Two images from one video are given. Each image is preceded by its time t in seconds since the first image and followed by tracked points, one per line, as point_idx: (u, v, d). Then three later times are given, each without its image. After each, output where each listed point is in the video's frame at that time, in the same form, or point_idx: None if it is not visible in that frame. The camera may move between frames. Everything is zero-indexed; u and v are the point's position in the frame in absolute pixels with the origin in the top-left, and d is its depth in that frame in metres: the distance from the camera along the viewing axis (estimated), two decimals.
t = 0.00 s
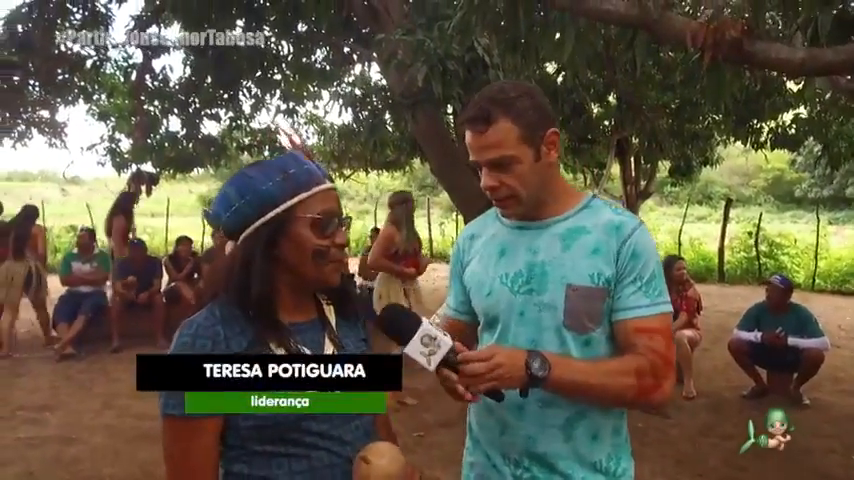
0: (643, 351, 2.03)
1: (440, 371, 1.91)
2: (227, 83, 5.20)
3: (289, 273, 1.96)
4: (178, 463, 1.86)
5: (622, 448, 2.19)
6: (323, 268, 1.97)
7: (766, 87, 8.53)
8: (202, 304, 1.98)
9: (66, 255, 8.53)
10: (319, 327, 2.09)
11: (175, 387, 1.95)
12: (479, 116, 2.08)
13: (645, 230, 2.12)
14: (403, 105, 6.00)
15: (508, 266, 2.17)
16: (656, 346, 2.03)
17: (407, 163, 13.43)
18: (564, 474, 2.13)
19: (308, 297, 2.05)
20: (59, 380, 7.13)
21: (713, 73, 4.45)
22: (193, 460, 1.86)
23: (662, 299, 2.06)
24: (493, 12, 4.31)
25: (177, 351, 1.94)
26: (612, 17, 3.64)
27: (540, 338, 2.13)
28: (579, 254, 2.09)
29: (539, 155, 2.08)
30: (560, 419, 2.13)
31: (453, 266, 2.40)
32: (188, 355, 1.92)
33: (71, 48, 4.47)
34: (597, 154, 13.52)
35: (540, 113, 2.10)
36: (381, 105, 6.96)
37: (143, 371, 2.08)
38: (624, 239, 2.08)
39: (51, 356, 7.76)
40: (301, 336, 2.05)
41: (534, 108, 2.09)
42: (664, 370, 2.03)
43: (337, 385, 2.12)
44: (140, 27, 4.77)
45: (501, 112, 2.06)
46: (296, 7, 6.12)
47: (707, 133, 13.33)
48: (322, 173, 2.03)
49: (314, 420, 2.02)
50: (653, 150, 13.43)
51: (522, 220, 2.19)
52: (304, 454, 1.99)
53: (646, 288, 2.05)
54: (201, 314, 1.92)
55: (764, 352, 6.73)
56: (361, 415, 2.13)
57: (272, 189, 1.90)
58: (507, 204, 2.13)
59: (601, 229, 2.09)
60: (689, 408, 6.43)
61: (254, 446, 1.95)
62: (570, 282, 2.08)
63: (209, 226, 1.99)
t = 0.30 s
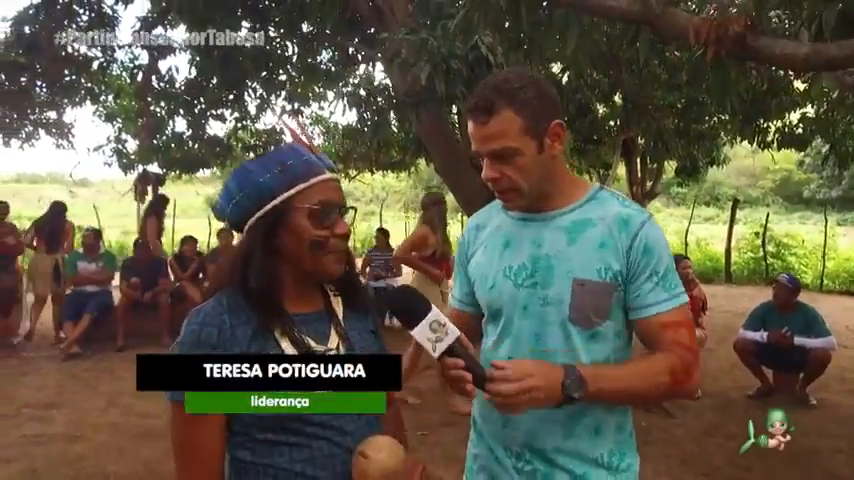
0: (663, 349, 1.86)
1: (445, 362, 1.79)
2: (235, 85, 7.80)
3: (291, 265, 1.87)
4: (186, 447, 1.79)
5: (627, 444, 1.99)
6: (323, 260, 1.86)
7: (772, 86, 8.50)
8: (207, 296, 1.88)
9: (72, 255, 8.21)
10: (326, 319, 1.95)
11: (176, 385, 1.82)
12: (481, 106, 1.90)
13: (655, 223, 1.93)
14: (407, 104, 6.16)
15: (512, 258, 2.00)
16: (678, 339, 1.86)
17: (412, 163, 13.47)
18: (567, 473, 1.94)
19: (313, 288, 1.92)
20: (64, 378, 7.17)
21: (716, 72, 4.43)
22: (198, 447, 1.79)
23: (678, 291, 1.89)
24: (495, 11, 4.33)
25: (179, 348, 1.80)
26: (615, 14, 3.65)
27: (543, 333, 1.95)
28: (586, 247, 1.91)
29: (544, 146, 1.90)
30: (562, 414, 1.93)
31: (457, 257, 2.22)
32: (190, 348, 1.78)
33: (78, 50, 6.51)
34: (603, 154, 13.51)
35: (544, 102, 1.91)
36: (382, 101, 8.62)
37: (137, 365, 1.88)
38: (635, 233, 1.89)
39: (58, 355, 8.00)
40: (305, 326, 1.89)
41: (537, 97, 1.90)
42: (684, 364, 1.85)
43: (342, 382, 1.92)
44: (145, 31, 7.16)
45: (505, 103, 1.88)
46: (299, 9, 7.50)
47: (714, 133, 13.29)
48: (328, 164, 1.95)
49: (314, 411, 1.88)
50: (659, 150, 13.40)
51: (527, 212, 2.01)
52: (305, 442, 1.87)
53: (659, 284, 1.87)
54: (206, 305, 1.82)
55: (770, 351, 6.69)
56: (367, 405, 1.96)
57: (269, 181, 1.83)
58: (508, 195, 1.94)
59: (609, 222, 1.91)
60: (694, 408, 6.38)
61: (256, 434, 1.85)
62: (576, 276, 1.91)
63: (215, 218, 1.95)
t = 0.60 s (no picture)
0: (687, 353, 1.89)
1: (438, 352, 1.83)
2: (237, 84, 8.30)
3: (300, 260, 1.85)
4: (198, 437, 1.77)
5: (629, 438, 1.92)
6: (327, 250, 1.83)
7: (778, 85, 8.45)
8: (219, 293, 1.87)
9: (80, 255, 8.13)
10: (337, 314, 1.88)
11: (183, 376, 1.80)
12: (496, 79, 1.90)
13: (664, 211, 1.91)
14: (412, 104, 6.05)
15: (517, 248, 1.94)
16: (694, 331, 1.89)
17: (417, 163, 13.49)
18: (568, 464, 1.89)
19: (324, 278, 1.89)
20: (70, 375, 7.22)
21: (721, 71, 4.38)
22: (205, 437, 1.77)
23: (690, 280, 1.90)
24: (498, 9, 4.33)
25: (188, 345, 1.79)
26: (618, 11, 3.65)
27: (548, 324, 1.88)
28: (594, 238, 1.87)
29: (549, 132, 1.87)
30: (564, 405, 1.88)
31: (459, 249, 2.15)
32: (201, 339, 1.75)
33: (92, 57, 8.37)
34: (609, 154, 13.49)
35: (559, 86, 1.90)
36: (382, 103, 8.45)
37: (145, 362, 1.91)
38: (647, 224, 1.86)
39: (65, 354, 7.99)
40: (315, 320, 1.85)
41: (551, 80, 1.89)
42: (698, 349, 1.89)
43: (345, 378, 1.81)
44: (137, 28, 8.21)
45: (518, 76, 1.89)
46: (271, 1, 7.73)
47: (721, 133, 13.23)
48: (334, 159, 1.94)
49: (317, 400, 1.80)
50: (665, 150, 13.36)
51: (530, 201, 1.96)
52: (307, 428, 1.80)
53: (672, 273, 1.87)
54: (218, 299, 1.82)
55: (776, 351, 6.65)
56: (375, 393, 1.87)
57: (268, 179, 1.81)
58: (509, 176, 1.90)
59: (618, 211, 1.88)
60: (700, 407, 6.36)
61: (263, 420, 1.80)
62: (585, 266, 1.86)
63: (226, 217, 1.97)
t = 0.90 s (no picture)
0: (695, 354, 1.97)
1: (441, 341, 1.83)
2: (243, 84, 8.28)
3: (296, 249, 1.85)
4: (204, 419, 1.80)
5: (631, 427, 1.95)
6: (318, 240, 1.83)
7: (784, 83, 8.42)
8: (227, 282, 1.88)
9: (87, 252, 8.22)
10: (341, 301, 1.87)
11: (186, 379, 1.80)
12: (505, 69, 1.94)
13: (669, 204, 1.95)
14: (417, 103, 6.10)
15: (520, 237, 1.95)
16: (695, 326, 1.95)
17: (422, 162, 13.49)
18: (569, 452, 1.90)
19: (329, 266, 1.89)
20: (78, 373, 7.26)
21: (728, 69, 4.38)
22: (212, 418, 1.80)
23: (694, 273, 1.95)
24: (504, 7, 4.32)
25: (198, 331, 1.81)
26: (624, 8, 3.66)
27: (551, 312, 1.89)
28: (596, 228, 1.89)
29: (558, 122, 1.92)
30: (566, 393, 1.89)
31: (462, 240, 2.17)
32: (209, 320, 1.76)
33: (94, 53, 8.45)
34: (614, 154, 13.51)
35: (568, 79, 1.95)
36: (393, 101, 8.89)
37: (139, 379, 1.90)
38: (651, 215, 1.89)
39: (72, 351, 8.03)
40: (319, 307, 1.83)
41: (561, 72, 1.94)
42: (697, 347, 1.97)
43: (347, 359, 1.80)
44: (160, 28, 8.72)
45: (529, 66, 1.93)
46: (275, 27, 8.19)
47: (727, 133, 13.19)
48: (335, 151, 1.94)
49: (320, 383, 1.78)
50: (671, 150, 13.33)
51: (535, 192, 1.98)
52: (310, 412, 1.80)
53: (675, 264, 1.90)
54: (225, 286, 1.82)
55: (783, 350, 6.63)
56: (380, 377, 1.87)
57: (262, 176, 1.85)
58: (516, 165, 1.94)
59: (622, 202, 1.90)
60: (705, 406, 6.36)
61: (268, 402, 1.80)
62: (588, 256, 1.88)
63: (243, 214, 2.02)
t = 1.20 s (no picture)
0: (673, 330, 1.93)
1: (437, 329, 1.85)
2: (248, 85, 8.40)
3: (289, 240, 1.86)
4: (196, 402, 1.78)
5: (627, 411, 1.94)
6: (309, 233, 1.82)
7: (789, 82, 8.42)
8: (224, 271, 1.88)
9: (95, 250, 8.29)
10: (337, 289, 1.88)
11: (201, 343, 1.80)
12: (499, 64, 1.94)
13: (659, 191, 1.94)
14: (422, 101, 6.15)
15: (514, 229, 1.96)
16: (683, 310, 1.93)
17: (427, 161, 13.52)
18: (568, 436, 1.90)
19: (325, 254, 1.89)
20: (86, 370, 7.32)
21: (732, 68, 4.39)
22: (207, 405, 1.78)
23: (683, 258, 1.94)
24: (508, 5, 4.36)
25: (194, 317, 1.80)
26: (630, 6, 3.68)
27: (546, 301, 1.89)
28: (589, 217, 1.89)
29: (551, 116, 1.91)
30: (563, 378, 1.89)
31: (458, 233, 2.18)
32: (206, 304, 1.75)
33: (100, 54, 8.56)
34: (620, 153, 13.52)
35: (559, 74, 1.94)
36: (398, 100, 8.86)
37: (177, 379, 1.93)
38: (641, 203, 1.89)
39: (80, 349, 8.08)
40: (315, 294, 1.84)
41: (553, 66, 1.93)
42: (685, 330, 1.93)
43: (342, 345, 1.79)
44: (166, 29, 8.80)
45: (521, 63, 1.93)
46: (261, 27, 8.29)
47: (733, 132, 13.17)
48: (333, 143, 1.93)
49: (315, 369, 1.79)
50: (676, 149, 13.32)
51: (528, 185, 1.98)
52: (304, 399, 1.79)
53: (664, 250, 1.89)
54: (222, 273, 1.82)
55: (788, 348, 6.62)
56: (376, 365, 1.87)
57: (258, 166, 1.86)
58: (511, 160, 1.94)
59: (613, 191, 1.90)
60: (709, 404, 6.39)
61: (263, 389, 1.80)
62: (581, 245, 1.88)
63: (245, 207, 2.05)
